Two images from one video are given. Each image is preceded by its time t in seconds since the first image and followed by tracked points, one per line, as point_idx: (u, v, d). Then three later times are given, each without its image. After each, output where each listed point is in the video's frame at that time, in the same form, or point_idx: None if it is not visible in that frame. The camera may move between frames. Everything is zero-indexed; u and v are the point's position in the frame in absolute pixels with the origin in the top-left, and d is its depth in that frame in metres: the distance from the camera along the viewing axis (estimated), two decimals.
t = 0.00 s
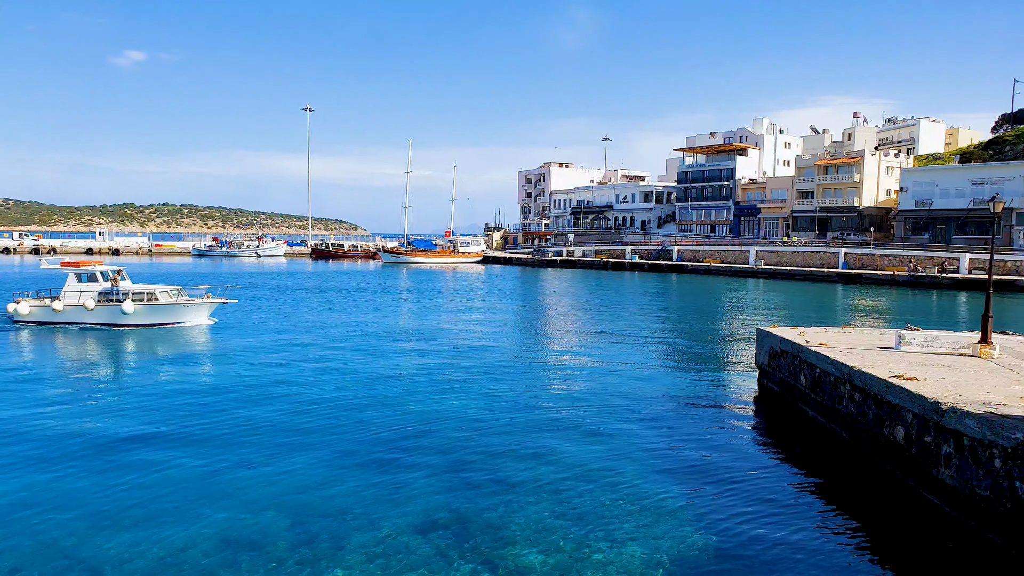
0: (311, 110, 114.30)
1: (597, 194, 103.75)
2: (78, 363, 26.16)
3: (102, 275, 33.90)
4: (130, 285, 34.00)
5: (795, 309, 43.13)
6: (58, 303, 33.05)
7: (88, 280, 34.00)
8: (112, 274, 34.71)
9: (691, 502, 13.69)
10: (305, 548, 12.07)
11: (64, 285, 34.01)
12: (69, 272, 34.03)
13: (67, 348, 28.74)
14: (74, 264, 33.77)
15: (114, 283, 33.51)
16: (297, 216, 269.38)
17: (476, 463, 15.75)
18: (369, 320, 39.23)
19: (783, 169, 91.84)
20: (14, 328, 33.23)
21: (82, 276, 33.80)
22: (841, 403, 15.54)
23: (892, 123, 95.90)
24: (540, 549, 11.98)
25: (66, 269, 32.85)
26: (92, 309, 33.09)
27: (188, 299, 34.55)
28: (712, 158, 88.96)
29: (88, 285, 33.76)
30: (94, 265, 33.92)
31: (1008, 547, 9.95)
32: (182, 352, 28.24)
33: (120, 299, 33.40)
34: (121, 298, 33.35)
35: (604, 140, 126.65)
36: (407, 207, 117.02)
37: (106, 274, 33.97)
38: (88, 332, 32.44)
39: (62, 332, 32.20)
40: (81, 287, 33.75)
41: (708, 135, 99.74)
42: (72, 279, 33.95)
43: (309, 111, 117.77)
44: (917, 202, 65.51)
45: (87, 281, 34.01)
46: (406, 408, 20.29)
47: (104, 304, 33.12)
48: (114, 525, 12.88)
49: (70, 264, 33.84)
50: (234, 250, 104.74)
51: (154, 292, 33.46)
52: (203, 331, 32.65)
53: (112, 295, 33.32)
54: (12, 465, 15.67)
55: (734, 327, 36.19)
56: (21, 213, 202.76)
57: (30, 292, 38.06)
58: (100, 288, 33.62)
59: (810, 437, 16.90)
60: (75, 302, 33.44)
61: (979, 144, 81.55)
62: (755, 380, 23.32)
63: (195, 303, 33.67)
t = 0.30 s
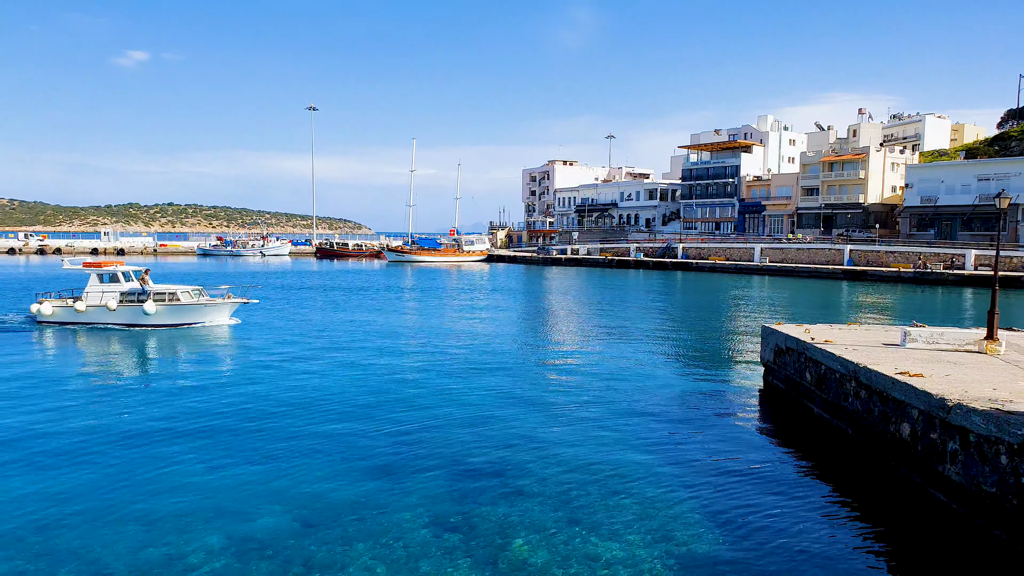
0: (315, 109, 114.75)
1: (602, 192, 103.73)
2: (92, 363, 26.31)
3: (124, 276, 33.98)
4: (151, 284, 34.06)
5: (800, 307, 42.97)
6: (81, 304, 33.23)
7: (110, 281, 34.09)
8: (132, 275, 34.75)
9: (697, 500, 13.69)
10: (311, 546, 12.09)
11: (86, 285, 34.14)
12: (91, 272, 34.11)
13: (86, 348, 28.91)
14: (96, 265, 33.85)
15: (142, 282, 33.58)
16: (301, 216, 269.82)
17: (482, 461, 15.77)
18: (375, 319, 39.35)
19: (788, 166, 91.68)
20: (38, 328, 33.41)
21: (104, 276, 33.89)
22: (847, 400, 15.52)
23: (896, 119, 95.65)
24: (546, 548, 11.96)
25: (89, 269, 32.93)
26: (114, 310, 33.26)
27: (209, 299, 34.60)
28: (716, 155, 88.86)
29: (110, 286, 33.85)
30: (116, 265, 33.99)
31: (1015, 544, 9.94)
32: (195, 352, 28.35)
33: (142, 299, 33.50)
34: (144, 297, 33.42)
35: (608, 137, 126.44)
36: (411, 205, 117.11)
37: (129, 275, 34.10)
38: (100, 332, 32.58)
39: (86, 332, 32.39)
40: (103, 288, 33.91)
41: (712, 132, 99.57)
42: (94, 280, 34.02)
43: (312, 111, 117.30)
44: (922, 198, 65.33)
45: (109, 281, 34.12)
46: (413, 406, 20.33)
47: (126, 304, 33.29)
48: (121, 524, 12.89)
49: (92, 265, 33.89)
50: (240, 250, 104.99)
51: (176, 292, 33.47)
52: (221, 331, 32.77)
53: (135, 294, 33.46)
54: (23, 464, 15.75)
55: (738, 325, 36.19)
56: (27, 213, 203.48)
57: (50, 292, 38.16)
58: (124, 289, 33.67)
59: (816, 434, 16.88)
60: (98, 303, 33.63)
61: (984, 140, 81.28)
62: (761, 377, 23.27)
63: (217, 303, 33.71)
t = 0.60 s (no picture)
0: (318, 107, 114.89)
1: (604, 189, 103.78)
2: (108, 360, 26.44)
3: (143, 274, 34.03)
4: (169, 283, 34.15)
5: (803, 304, 42.98)
6: (101, 303, 33.31)
7: (128, 279, 34.15)
8: (150, 273, 34.75)
9: (700, 497, 13.75)
10: (315, 544, 12.15)
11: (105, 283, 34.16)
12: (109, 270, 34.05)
13: (105, 346, 29.05)
14: (114, 263, 33.83)
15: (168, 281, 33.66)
16: (303, 214, 270.32)
17: (486, 459, 15.84)
18: (378, 317, 39.47)
19: (790, 163, 91.67)
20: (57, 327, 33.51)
21: (122, 274, 33.93)
22: (850, 397, 15.57)
23: (899, 116, 95.58)
24: (548, 546, 12.00)
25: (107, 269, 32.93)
26: (133, 308, 33.36)
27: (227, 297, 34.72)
28: (719, 152, 88.86)
29: (128, 284, 33.92)
30: (135, 263, 34.01)
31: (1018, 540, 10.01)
32: (206, 350, 28.48)
33: (161, 298, 33.63)
34: (162, 297, 33.51)
35: (611, 134, 126.27)
36: (414, 202, 117.24)
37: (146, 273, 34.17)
38: (112, 330, 32.75)
39: (106, 331, 32.49)
40: (122, 286, 33.95)
41: (714, 130, 99.45)
42: (112, 278, 33.98)
43: (314, 108, 116.65)
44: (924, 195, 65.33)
45: (127, 280, 34.12)
46: (418, 404, 20.42)
47: (145, 303, 33.38)
48: (125, 521, 12.94)
49: (109, 263, 33.81)
50: (243, 248, 105.12)
51: (194, 291, 33.61)
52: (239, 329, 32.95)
53: (153, 293, 33.57)
54: (32, 461, 15.80)
55: (740, 322, 36.28)
56: (29, 211, 203.76)
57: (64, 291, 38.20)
58: (143, 288, 33.73)
59: (818, 431, 16.94)
60: (117, 301, 33.71)
61: (986, 137, 81.22)
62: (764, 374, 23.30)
63: (235, 302, 33.83)
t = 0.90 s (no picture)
0: (319, 107, 114.20)
1: (605, 189, 103.76)
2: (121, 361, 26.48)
3: (161, 274, 33.98)
4: (186, 283, 34.16)
5: (805, 303, 42.98)
6: (118, 303, 33.28)
7: (146, 279, 34.12)
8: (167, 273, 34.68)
9: (702, 498, 13.76)
10: (319, 544, 12.18)
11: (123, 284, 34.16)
12: (126, 270, 33.96)
13: (120, 347, 29.07)
14: (132, 263, 33.75)
15: (192, 280, 33.77)
16: (305, 214, 270.35)
17: (488, 459, 15.86)
18: (381, 317, 39.46)
19: (791, 163, 91.65)
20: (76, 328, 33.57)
21: (139, 275, 33.87)
22: (851, 396, 15.63)
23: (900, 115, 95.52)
24: (551, 547, 12.01)
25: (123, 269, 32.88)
26: (151, 308, 33.36)
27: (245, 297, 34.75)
28: (720, 152, 88.80)
29: (146, 285, 33.86)
30: (152, 264, 33.93)
31: (1019, 540, 10.07)
32: (215, 350, 28.54)
33: (179, 299, 33.57)
34: (179, 297, 33.48)
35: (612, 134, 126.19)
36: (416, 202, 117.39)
37: (163, 274, 34.03)
38: (122, 330, 32.82)
39: (124, 331, 32.50)
40: (140, 287, 33.89)
41: (716, 129, 99.38)
42: (130, 279, 33.96)
43: (316, 108, 113.89)
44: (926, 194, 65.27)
45: (144, 280, 34.09)
46: (421, 403, 20.46)
47: (162, 304, 33.36)
48: (128, 521, 12.96)
49: (127, 263, 33.73)
50: (244, 248, 105.12)
51: (212, 291, 33.62)
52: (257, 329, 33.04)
53: (169, 294, 33.54)
54: (36, 460, 15.84)
55: (741, 322, 36.25)
56: (30, 211, 203.90)
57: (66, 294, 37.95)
58: (159, 288, 33.66)
59: (820, 430, 16.97)
60: (134, 302, 33.70)
61: (987, 136, 81.15)
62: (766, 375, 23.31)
63: (252, 302, 33.75)
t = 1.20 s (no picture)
0: (319, 107, 112.29)
1: (606, 188, 103.73)
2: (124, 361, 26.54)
3: (177, 275, 33.83)
4: (201, 284, 34.21)
5: (805, 302, 43.07)
6: (134, 304, 33.35)
7: (162, 280, 34.14)
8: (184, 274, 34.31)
9: (703, 497, 13.79)
10: (319, 545, 12.18)
11: (139, 284, 34.23)
12: (142, 271, 33.97)
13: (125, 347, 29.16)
14: (147, 264, 33.74)
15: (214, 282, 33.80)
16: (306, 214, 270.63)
17: (490, 459, 15.89)
18: (383, 317, 39.45)
19: (792, 162, 91.65)
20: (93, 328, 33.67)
21: (155, 276, 33.87)
22: (851, 395, 15.69)
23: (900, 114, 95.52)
24: (554, 547, 12.03)
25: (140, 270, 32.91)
26: (167, 309, 33.41)
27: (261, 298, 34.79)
28: (721, 150, 88.80)
29: (162, 286, 33.87)
30: (167, 265, 33.88)
31: (1019, 538, 10.11)
32: (229, 351, 28.58)
33: (196, 299, 33.62)
34: (195, 298, 33.52)
35: (612, 133, 126.18)
36: (416, 202, 117.33)
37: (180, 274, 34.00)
38: (129, 330, 32.89)
39: (140, 332, 32.53)
40: (155, 288, 33.90)
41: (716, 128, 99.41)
42: (146, 280, 33.99)
43: (316, 108, 111.98)
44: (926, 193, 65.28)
45: (160, 280, 34.13)
46: (424, 403, 20.49)
47: (179, 304, 33.40)
48: (127, 522, 12.98)
49: (142, 264, 33.71)
50: (244, 248, 105.11)
51: (229, 291, 33.66)
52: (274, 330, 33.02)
53: (185, 295, 33.56)
54: (40, 460, 15.87)
55: (741, 321, 36.26)
56: (30, 212, 203.89)
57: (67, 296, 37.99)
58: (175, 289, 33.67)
59: (821, 429, 17.03)
60: (151, 302, 33.76)
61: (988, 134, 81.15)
62: (766, 374, 23.34)
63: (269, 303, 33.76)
